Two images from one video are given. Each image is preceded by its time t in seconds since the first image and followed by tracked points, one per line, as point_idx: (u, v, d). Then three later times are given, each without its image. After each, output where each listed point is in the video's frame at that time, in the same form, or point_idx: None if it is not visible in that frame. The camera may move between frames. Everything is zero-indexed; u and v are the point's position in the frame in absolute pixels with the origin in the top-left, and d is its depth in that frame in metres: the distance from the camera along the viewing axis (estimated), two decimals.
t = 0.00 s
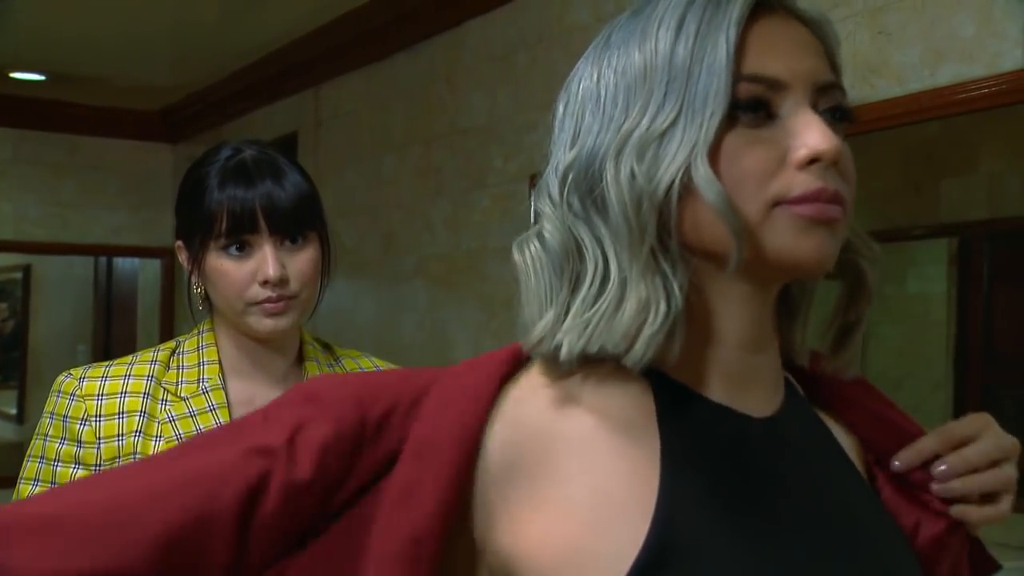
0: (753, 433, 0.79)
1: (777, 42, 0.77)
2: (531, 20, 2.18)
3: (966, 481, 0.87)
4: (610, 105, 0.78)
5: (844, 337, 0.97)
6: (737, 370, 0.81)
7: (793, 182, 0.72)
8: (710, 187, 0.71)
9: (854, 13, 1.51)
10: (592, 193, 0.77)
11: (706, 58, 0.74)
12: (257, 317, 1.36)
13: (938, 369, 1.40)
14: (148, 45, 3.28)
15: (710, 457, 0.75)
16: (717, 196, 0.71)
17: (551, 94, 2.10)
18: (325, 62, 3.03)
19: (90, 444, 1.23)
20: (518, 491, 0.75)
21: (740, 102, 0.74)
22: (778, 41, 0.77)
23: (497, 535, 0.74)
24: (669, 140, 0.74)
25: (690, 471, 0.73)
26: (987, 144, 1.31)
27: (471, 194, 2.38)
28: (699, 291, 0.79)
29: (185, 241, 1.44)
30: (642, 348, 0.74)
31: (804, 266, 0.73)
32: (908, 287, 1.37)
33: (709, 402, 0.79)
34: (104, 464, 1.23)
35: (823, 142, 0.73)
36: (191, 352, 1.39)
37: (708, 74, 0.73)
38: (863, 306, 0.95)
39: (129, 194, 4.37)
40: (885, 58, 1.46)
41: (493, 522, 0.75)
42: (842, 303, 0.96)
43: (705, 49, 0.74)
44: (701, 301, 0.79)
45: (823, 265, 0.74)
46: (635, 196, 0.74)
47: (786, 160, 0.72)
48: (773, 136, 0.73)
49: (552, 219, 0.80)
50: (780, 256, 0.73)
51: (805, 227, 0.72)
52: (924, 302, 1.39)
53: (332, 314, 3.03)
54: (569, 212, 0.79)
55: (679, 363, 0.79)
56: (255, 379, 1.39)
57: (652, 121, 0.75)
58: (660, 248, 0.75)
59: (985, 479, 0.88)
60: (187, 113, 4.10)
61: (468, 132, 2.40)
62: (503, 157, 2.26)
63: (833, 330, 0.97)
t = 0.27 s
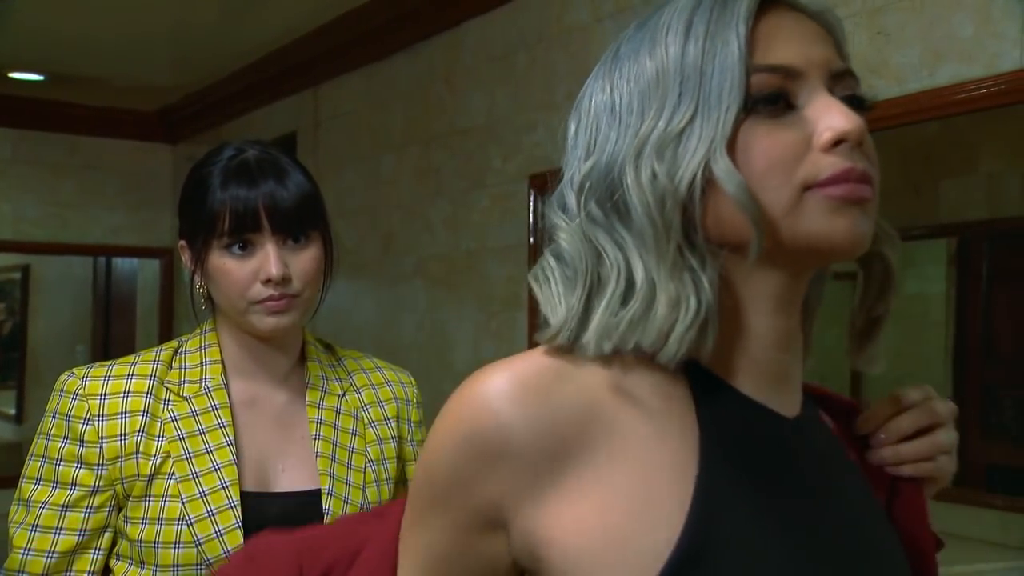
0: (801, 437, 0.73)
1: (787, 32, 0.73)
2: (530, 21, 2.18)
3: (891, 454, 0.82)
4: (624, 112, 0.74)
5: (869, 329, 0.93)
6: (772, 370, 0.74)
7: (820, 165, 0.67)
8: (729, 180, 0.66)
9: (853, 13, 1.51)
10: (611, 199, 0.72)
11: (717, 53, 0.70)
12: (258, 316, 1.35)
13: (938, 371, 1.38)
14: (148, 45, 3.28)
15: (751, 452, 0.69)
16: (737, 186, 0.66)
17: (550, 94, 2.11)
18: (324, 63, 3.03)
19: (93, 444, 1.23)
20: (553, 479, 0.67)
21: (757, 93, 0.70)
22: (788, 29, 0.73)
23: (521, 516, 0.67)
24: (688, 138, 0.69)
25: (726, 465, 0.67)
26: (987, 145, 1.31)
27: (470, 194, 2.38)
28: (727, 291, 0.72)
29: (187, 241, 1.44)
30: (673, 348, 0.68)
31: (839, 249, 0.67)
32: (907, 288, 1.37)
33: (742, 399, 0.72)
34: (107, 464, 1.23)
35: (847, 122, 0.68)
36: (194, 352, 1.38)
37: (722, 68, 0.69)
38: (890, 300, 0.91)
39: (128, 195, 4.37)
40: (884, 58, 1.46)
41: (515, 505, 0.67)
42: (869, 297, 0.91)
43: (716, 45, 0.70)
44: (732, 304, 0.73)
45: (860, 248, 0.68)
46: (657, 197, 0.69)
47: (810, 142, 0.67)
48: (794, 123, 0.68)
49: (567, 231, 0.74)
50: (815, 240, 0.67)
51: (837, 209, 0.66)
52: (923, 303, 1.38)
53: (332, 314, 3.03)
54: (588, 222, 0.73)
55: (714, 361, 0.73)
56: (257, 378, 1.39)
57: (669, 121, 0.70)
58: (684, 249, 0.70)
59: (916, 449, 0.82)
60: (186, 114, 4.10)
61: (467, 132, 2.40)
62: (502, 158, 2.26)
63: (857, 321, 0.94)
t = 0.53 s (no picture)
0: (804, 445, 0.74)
1: (778, 36, 0.73)
2: (528, 21, 2.18)
3: (888, 458, 0.81)
4: (615, 118, 0.73)
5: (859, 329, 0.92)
6: (768, 373, 0.74)
7: (812, 172, 0.67)
8: (723, 187, 0.67)
9: (851, 14, 1.52)
10: (604, 204, 0.72)
11: (709, 59, 0.70)
12: (257, 317, 1.35)
13: (937, 369, 1.40)
14: (145, 45, 3.28)
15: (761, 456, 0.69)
16: (730, 194, 0.66)
17: (548, 94, 2.11)
18: (322, 63, 3.03)
19: (93, 445, 1.23)
20: (559, 484, 0.65)
21: (749, 99, 0.70)
22: (778, 33, 0.73)
23: (522, 523, 0.66)
24: (681, 144, 0.69)
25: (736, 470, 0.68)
26: (983, 145, 1.32)
27: (467, 194, 2.38)
28: (720, 297, 0.72)
29: (186, 240, 1.44)
30: (667, 355, 0.68)
31: (830, 253, 0.68)
32: (905, 288, 1.38)
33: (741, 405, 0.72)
34: (106, 464, 1.23)
35: (840, 129, 0.68)
36: (193, 352, 1.38)
37: (714, 74, 0.69)
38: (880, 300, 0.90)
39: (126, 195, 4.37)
40: (881, 59, 1.46)
41: (515, 510, 0.66)
42: (858, 297, 0.91)
43: (708, 51, 0.70)
44: (722, 311, 0.73)
45: (851, 254, 0.69)
46: (650, 203, 0.69)
47: (802, 148, 0.68)
48: (786, 129, 0.69)
49: (560, 237, 0.74)
50: (810, 246, 0.68)
51: (827, 215, 0.68)
52: (920, 303, 1.39)
53: (330, 314, 3.03)
54: (581, 228, 0.73)
55: (707, 365, 0.73)
56: (258, 377, 1.39)
57: (661, 127, 0.70)
58: (679, 256, 0.70)
59: (914, 454, 0.81)
60: (183, 114, 4.10)
61: (465, 132, 2.40)
62: (500, 158, 2.26)
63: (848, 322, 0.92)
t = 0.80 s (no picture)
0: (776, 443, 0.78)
1: (740, 44, 0.75)
2: (525, 21, 2.19)
3: (916, 455, 0.82)
4: (579, 121, 0.77)
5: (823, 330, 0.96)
6: (727, 375, 0.77)
7: (764, 183, 0.70)
8: (674, 197, 0.70)
9: (847, 15, 1.51)
10: (564, 206, 0.77)
11: (669, 67, 0.73)
12: (257, 310, 1.35)
13: (934, 369, 1.38)
14: (142, 45, 3.27)
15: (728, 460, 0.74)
16: (679, 205, 0.70)
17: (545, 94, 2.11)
18: (318, 63, 3.03)
19: (88, 442, 1.23)
20: (529, 486, 0.71)
21: (708, 107, 0.73)
22: (742, 41, 0.75)
23: (487, 528, 0.70)
24: (638, 151, 0.73)
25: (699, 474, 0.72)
26: (979, 146, 1.32)
27: (464, 194, 2.38)
28: (673, 301, 0.76)
29: (186, 234, 1.44)
30: (613, 359, 0.72)
31: (783, 264, 0.71)
32: (901, 288, 1.37)
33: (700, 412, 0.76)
34: (101, 463, 1.22)
35: (796, 139, 0.71)
36: (189, 350, 1.38)
37: (673, 84, 0.73)
38: (841, 302, 0.94)
39: (122, 195, 4.36)
40: (877, 59, 1.47)
41: (482, 517, 0.70)
42: (818, 303, 0.94)
43: (669, 59, 0.73)
44: (675, 313, 0.77)
45: (804, 262, 0.72)
46: (605, 211, 0.73)
47: (758, 158, 0.71)
48: (743, 138, 0.72)
49: (525, 237, 0.79)
50: (760, 254, 0.70)
51: (781, 224, 0.70)
52: (916, 304, 1.36)
53: (326, 314, 3.03)
54: (543, 229, 0.78)
55: (659, 365, 0.77)
56: (254, 376, 1.38)
57: (620, 133, 0.74)
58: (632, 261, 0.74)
59: (945, 450, 0.81)
60: (180, 114, 4.09)
61: (462, 132, 2.40)
62: (497, 158, 2.26)
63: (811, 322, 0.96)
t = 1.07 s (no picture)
0: (754, 443, 0.79)
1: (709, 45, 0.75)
2: (524, 22, 2.19)
3: (935, 472, 0.81)
4: (551, 123, 0.78)
5: (792, 336, 0.92)
6: (695, 378, 0.78)
7: (730, 184, 0.69)
8: (636, 198, 0.70)
9: (845, 15, 1.52)
10: (535, 207, 0.78)
11: (637, 69, 0.73)
12: (257, 307, 1.35)
13: (932, 368, 1.37)
14: (141, 45, 3.28)
15: (706, 462, 0.75)
16: (642, 206, 0.70)
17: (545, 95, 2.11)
18: (317, 64, 3.03)
19: (90, 441, 1.23)
20: (507, 488, 0.75)
21: (675, 108, 0.72)
22: (710, 43, 0.75)
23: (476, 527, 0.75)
24: (605, 153, 0.73)
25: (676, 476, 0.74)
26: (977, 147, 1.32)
27: (462, 195, 2.38)
28: (643, 302, 0.77)
29: (183, 236, 1.44)
30: (578, 358, 0.74)
31: (749, 263, 0.70)
32: (900, 289, 1.38)
33: (667, 415, 0.77)
34: (104, 461, 1.22)
35: (762, 139, 0.70)
36: (190, 349, 1.38)
37: (640, 85, 0.72)
38: (811, 306, 0.92)
39: (121, 196, 4.36)
40: (876, 59, 1.47)
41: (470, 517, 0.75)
42: (789, 304, 0.92)
43: (636, 60, 0.73)
44: (644, 313, 0.77)
45: (772, 263, 0.71)
46: (572, 213, 0.74)
47: (724, 158, 0.70)
48: (711, 138, 0.71)
49: (499, 238, 0.81)
50: (721, 255, 0.70)
51: (746, 225, 0.69)
52: (915, 304, 1.37)
53: (325, 315, 3.03)
54: (515, 230, 0.79)
55: (627, 367, 0.79)
56: (255, 375, 1.38)
57: (589, 135, 0.75)
58: (600, 262, 0.75)
59: (965, 467, 0.80)
60: (178, 115, 4.09)
61: (461, 133, 2.40)
62: (496, 158, 2.26)
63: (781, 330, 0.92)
